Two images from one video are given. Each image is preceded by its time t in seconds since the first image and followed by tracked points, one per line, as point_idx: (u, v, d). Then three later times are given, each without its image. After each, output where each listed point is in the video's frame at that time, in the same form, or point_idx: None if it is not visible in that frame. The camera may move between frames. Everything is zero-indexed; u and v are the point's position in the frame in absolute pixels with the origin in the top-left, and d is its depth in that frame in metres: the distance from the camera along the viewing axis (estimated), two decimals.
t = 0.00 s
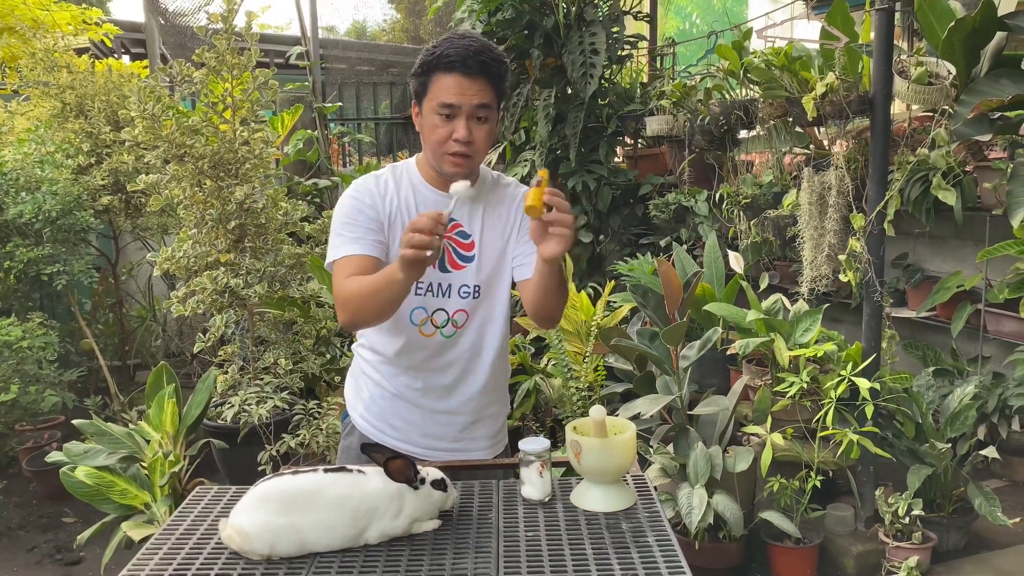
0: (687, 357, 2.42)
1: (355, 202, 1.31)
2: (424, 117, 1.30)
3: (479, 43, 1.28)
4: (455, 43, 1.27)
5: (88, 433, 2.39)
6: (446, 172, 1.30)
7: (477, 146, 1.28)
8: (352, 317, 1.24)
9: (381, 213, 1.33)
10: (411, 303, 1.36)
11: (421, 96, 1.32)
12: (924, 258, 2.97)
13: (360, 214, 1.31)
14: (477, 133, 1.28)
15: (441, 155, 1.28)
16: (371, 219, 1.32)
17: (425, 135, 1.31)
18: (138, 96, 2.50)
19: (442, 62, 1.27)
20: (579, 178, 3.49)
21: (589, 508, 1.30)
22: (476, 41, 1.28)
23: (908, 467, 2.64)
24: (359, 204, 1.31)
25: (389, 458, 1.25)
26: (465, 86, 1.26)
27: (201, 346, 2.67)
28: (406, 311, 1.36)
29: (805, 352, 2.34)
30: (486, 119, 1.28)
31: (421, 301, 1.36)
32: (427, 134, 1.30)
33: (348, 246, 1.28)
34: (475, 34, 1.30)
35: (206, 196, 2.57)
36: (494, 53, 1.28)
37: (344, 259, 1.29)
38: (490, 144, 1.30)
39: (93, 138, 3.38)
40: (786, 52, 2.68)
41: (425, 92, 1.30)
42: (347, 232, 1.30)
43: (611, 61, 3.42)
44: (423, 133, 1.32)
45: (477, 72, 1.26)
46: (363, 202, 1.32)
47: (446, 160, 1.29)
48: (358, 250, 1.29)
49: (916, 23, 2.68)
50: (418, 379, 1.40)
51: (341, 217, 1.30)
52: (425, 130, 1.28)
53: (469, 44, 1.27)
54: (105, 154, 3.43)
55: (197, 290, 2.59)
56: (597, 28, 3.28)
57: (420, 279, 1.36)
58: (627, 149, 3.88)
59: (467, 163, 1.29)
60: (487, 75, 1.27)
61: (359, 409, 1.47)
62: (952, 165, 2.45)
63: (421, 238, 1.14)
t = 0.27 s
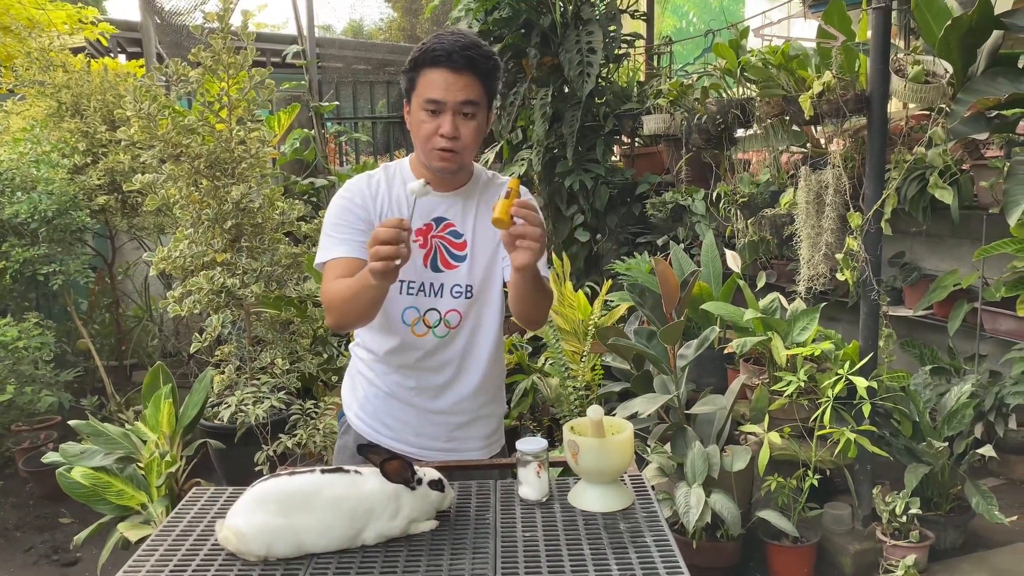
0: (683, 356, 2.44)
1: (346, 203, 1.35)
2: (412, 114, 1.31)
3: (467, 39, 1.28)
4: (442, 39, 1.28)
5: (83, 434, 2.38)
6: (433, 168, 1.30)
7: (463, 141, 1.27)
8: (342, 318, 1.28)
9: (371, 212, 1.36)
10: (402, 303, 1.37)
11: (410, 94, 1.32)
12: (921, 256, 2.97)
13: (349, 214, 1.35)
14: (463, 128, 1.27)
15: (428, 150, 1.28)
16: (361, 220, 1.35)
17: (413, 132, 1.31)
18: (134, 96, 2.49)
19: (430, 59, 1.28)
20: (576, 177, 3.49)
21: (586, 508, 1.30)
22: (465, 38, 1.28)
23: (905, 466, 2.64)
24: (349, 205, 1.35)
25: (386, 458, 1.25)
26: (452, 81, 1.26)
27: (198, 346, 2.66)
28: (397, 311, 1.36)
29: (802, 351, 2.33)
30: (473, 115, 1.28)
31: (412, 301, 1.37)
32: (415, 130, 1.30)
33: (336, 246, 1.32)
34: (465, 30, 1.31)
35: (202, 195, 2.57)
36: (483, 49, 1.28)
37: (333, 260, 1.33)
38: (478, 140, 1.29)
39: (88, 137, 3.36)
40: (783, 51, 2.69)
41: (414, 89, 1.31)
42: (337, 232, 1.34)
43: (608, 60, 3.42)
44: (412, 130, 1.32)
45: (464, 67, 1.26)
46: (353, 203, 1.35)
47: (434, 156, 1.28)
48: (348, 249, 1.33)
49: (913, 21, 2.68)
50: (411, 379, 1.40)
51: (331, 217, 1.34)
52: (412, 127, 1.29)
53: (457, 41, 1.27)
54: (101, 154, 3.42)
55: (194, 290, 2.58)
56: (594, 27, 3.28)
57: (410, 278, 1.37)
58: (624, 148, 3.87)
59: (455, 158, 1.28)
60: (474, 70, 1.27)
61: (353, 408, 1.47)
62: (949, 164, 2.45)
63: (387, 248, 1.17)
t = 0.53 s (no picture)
0: (683, 354, 2.43)
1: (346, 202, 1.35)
2: (415, 113, 1.30)
3: (470, 38, 1.27)
4: (444, 38, 1.27)
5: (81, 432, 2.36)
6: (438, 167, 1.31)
7: (468, 141, 1.28)
8: (343, 321, 1.32)
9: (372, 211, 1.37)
10: (408, 299, 1.36)
11: (413, 92, 1.31)
12: (920, 253, 2.97)
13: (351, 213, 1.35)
14: (468, 128, 1.27)
15: (433, 150, 1.29)
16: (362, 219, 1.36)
17: (416, 131, 1.31)
18: (131, 93, 2.48)
19: (433, 58, 1.27)
20: (574, 174, 3.48)
21: (585, 505, 1.29)
22: (468, 35, 1.27)
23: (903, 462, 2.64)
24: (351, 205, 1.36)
25: (384, 456, 1.24)
26: (455, 81, 1.25)
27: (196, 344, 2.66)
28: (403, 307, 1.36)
29: (801, 347, 2.33)
30: (477, 114, 1.28)
31: (418, 297, 1.37)
32: (418, 129, 1.30)
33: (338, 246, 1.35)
34: (468, 28, 1.29)
35: (200, 193, 2.56)
36: (487, 47, 1.28)
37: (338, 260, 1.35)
38: (482, 138, 1.30)
39: (86, 135, 3.36)
40: (782, 48, 2.70)
41: (417, 88, 1.30)
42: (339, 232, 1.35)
43: (606, 57, 3.41)
44: (415, 129, 1.32)
45: (468, 66, 1.26)
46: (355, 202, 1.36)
47: (438, 155, 1.29)
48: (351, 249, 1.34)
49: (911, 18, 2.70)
50: (410, 374, 1.39)
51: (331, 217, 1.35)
52: (415, 127, 1.29)
53: (460, 39, 1.26)
54: (98, 152, 3.42)
55: (191, 287, 2.58)
56: (592, 24, 3.27)
57: (415, 274, 1.36)
58: (623, 145, 3.87)
59: (460, 157, 1.29)
60: (477, 69, 1.26)
61: (352, 405, 1.47)
62: (947, 160, 2.45)
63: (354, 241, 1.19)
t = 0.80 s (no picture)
0: (682, 351, 2.43)
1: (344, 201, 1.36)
2: (407, 112, 1.31)
3: (461, 35, 1.27)
4: (435, 37, 1.27)
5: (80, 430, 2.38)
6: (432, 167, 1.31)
7: (461, 139, 1.28)
8: (337, 318, 1.35)
9: (369, 209, 1.37)
10: (404, 298, 1.37)
11: (405, 92, 1.32)
12: (919, 250, 2.97)
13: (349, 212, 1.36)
14: (461, 125, 1.27)
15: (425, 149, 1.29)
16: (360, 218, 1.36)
17: (409, 131, 1.31)
18: (129, 91, 2.48)
19: (423, 56, 1.27)
20: (573, 172, 3.48)
21: (584, 503, 1.29)
22: (459, 33, 1.28)
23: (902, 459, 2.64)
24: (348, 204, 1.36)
25: (383, 454, 1.25)
26: (445, 79, 1.25)
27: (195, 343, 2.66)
28: (399, 306, 1.37)
29: (800, 345, 2.33)
30: (469, 112, 1.28)
31: (414, 296, 1.37)
32: (411, 129, 1.30)
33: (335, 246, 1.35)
34: (459, 26, 1.30)
35: (199, 191, 2.57)
36: (478, 45, 1.28)
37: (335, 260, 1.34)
38: (475, 136, 1.29)
39: (85, 134, 3.38)
40: (781, 44, 2.69)
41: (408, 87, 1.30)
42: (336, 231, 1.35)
43: (605, 55, 3.41)
44: (409, 129, 1.32)
45: (458, 63, 1.25)
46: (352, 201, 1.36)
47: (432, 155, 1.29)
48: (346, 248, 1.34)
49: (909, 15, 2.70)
50: (407, 373, 1.39)
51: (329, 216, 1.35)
52: (408, 126, 1.29)
53: (451, 37, 1.26)
54: (97, 150, 3.42)
55: (191, 286, 2.58)
56: (591, 21, 3.27)
57: (411, 274, 1.37)
58: (621, 143, 3.87)
59: (455, 156, 1.29)
60: (468, 66, 1.26)
61: (351, 403, 1.47)
62: (946, 158, 2.45)
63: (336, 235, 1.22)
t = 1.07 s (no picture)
0: (683, 348, 2.43)
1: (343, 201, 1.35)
2: (402, 105, 1.32)
3: (451, 25, 1.30)
4: (424, 28, 1.30)
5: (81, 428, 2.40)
6: (427, 156, 1.29)
7: (453, 124, 1.27)
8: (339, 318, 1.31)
9: (370, 209, 1.36)
10: (406, 297, 1.37)
11: (399, 87, 1.34)
12: (919, 247, 2.97)
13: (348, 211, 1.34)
14: (453, 111, 1.27)
15: (419, 138, 1.28)
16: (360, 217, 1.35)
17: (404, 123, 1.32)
18: (129, 89, 2.48)
19: (414, 47, 1.30)
20: (573, 169, 3.48)
21: (585, 500, 1.29)
22: (449, 23, 1.30)
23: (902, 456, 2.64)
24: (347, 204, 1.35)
25: (383, 450, 1.24)
26: (437, 66, 1.27)
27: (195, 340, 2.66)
28: (401, 305, 1.37)
29: (800, 342, 2.33)
30: (461, 99, 1.29)
31: (415, 295, 1.37)
32: (405, 120, 1.31)
33: (333, 246, 1.32)
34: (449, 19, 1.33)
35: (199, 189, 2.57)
36: (467, 33, 1.30)
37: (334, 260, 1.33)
38: (469, 123, 1.29)
39: (84, 132, 3.38)
40: (780, 41, 2.66)
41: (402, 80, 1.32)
42: (335, 231, 1.33)
43: (605, 52, 3.41)
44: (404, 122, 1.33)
45: (448, 50, 1.28)
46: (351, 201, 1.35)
47: (426, 143, 1.27)
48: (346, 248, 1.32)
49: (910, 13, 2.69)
50: (409, 371, 1.39)
51: (327, 218, 1.34)
52: (402, 117, 1.30)
53: (440, 25, 1.29)
54: (97, 148, 3.42)
55: (191, 284, 2.57)
56: (590, 19, 3.26)
57: (413, 273, 1.37)
58: (621, 140, 3.87)
59: (449, 143, 1.27)
60: (458, 53, 1.28)
61: (351, 401, 1.47)
62: (946, 154, 2.47)
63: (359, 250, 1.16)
